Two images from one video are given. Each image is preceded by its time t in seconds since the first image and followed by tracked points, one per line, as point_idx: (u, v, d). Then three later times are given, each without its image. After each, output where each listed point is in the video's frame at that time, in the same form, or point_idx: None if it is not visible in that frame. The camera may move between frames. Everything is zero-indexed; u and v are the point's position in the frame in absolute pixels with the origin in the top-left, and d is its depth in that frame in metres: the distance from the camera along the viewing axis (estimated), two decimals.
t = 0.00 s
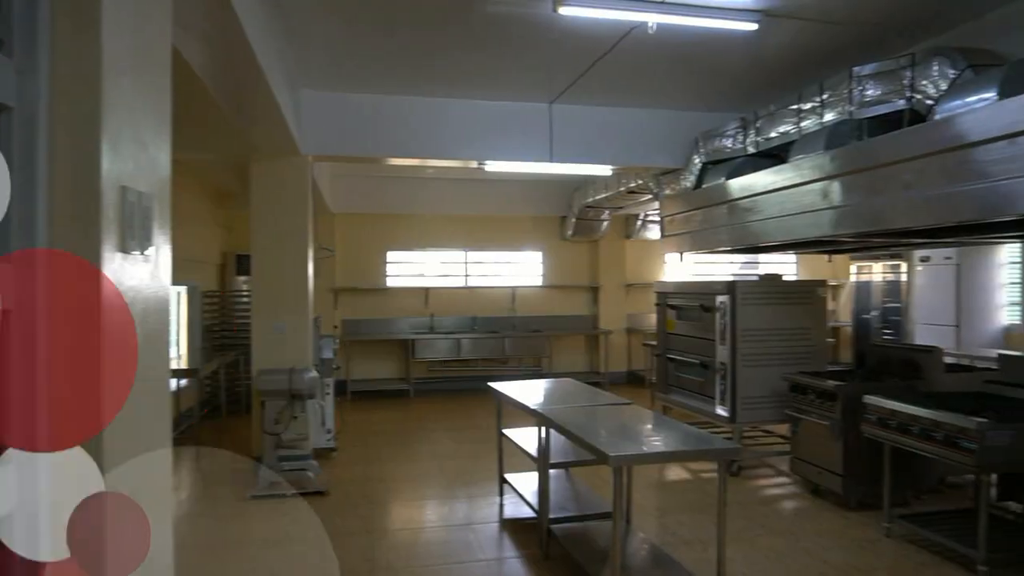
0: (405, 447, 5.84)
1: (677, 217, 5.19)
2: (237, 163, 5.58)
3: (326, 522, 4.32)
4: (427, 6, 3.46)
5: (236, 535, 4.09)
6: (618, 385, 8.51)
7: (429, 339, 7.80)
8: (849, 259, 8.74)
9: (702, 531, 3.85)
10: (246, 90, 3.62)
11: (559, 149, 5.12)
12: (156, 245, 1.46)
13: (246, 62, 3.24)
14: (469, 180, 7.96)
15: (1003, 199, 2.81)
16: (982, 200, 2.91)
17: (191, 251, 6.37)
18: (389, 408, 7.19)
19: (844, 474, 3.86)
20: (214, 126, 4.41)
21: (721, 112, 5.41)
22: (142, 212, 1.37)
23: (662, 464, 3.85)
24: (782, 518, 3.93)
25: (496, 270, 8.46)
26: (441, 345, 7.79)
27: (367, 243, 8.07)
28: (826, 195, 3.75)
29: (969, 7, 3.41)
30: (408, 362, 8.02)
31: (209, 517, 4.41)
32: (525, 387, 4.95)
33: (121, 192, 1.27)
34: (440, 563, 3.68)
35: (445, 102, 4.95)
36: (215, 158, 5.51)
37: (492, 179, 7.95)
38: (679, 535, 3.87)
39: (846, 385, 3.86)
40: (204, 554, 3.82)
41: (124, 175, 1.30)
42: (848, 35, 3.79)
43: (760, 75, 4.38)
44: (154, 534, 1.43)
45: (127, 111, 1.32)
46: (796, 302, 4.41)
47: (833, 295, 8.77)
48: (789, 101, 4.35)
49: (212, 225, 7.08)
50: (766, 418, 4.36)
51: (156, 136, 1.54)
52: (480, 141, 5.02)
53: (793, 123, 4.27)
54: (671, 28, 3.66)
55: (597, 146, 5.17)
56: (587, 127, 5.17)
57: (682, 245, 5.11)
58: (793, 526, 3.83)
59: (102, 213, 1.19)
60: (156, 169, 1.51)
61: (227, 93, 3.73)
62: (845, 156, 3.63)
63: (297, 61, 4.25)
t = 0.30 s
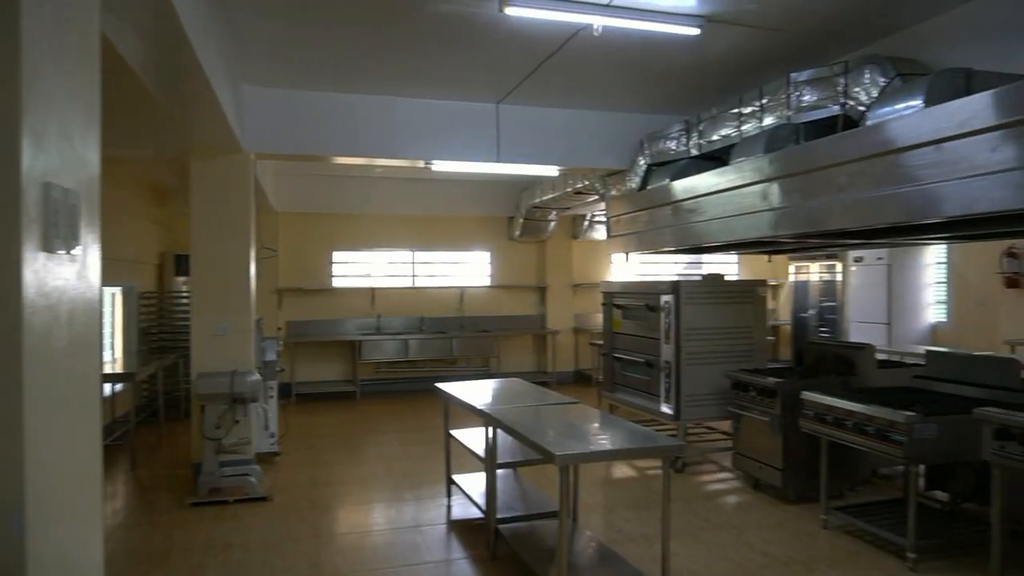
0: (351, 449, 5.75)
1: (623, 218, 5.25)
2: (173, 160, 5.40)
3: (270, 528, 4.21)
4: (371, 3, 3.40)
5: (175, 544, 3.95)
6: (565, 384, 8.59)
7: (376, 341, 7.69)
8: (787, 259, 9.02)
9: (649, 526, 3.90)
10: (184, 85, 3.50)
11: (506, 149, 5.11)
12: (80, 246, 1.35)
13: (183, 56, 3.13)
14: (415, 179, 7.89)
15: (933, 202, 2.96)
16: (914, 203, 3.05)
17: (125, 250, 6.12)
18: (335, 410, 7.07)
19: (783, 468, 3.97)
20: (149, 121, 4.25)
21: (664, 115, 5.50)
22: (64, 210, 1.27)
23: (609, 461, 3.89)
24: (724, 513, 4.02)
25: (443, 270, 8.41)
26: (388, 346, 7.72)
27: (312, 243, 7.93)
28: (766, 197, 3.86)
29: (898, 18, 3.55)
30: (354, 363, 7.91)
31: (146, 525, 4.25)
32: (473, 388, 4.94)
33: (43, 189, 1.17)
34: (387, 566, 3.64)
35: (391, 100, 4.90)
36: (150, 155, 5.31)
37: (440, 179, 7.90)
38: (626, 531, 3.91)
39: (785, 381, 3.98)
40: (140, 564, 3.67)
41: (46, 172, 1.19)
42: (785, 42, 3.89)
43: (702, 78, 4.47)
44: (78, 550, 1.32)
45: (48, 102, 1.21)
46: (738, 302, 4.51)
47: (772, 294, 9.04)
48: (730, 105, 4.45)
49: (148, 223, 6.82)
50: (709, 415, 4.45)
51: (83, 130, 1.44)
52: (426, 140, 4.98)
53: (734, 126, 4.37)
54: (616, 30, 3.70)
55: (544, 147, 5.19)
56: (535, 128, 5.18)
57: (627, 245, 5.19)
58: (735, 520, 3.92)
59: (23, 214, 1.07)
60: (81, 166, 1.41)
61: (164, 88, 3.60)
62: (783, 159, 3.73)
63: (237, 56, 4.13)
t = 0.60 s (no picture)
0: (294, 453, 5.63)
1: (569, 218, 5.29)
2: (105, 154, 5.18)
3: (209, 534, 4.08)
4: None
5: (107, 554, 3.79)
6: (512, 384, 8.61)
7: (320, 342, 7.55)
8: (728, 260, 9.26)
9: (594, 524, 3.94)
10: (118, 77, 3.36)
11: (452, 149, 5.09)
12: None
13: (117, 47, 3.00)
14: (360, 178, 7.79)
15: (865, 205, 3.08)
16: (846, 206, 3.17)
17: (53, 249, 5.85)
18: (277, 413, 6.92)
19: (724, 464, 4.07)
20: (79, 113, 4.06)
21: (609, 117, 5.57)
22: None
23: (555, 460, 3.91)
24: (668, 509, 4.09)
25: (389, 270, 8.33)
26: (333, 347, 7.59)
27: (255, 242, 7.74)
28: (708, 199, 3.95)
29: (832, 28, 3.67)
30: (298, 365, 7.76)
31: (77, 534, 4.07)
32: (418, 388, 4.90)
33: None
34: (330, 571, 3.57)
35: (335, 97, 4.82)
36: (79, 149, 5.08)
37: (387, 178, 7.82)
38: (572, 530, 3.94)
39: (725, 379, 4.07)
40: None
41: None
42: (725, 49, 3.98)
43: (646, 82, 4.54)
44: None
45: None
46: (682, 301, 4.59)
47: (714, 294, 9.26)
48: (673, 109, 4.52)
49: (80, 220, 6.54)
50: (653, 413, 4.52)
51: (4, 123, 1.36)
52: (371, 138, 4.91)
53: (677, 129, 4.44)
54: (562, 32, 3.73)
55: (491, 146, 5.18)
56: (482, 128, 5.18)
57: (574, 245, 5.23)
58: (678, 516, 3.99)
59: None
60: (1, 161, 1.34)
61: (95, 79, 3.45)
62: (724, 162, 3.82)
63: (173, 48, 3.99)
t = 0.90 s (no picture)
0: (236, 457, 5.49)
1: (517, 218, 5.31)
2: (31, 149, 4.95)
3: (146, 543, 3.94)
4: None
5: (36, 567, 3.62)
6: (461, 384, 8.60)
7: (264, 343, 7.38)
8: (673, 259, 9.44)
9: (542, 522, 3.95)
10: (49, 71, 3.21)
11: (399, 148, 5.04)
12: None
13: (46, 40, 2.87)
14: (304, 176, 7.65)
15: (801, 205, 3.18)
16: (784, 207, 3.27)
17: None
18: (219, 417, 6.74)
19: (669, 460, 4.14)
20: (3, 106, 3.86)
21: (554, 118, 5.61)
22: None
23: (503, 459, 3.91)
24: (615, 506, 4.14)
25: (336, 270, 8.21)
26: (278, 348, 7.44)
27: (196, 241, 7.52)
28: (652, 199, 4.01)
29: (769, 34, 3.77)
30: (241, 367, 7.57)
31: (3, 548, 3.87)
32: (364, 389, 4.84)
33: None
34: None
35: (276, 93, 4.72)
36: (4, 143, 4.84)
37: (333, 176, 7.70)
38: (520, 529, 3.95)
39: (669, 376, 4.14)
40: None
41: None
42: (668, 52, 4.05)
43: (592, 83, 4.58)
44: None
45: None
46: (628, 300, 4.66)
47: (660, 293, 9.44)
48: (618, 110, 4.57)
49: (7, 218, 6.23)
50: (600, 411, 4.56)
51: None
52: (315, 136, 4.83)
53: (622, 131, 4.50)
54: (508, 32, 3.73)
55: (438, 145, 5.15)
56: (429, 126, 5.14)
57: (521, 245, 5.24)
58: (625, 512, 4.04)
59: None
60: None
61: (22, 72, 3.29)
62: (667, 163, 3.88)
63: (106, 39, 3.84)
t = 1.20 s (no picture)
0: (174, 462, 5.33)
1: (464, 217, 5.31)
2: None
3: (76, 553, 3.78)
4: None
5: None
6: (409, 385, 8.55)
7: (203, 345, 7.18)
8: (619, 259, 9.57)
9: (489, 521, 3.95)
10: None
11: (344, 146, 4.98)
12: None
13: None
14: (247, 173, 7.48)
15: (740, 207, 3.27)
16: (724, 208, 3.35)
17: None
18: (157, 421, 6.53)
19: (614, 458, 4.19)
20: None
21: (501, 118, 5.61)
22: None
23: (450, 459, 3.89)
24: (561, 504, 4.17)
25: (281, 269, 8.06)
26: (220, 350, 7.25)
27: (133, 240, 7.28)
28: (597, 200, 4.05)
29: (709, 40, 3.85)
30: (180, 369, 7.36)
31: None
32: (308, 391, 4.77)
33: None
34: None
35: (217, 88, 4.60)
36: None
37: (277, 173, 7.54)
38: (466, 528, 3.94)
39: (614, 374, 4.18)
40: None
41: None
42: (612, 55, 4.10)
43: (538, 83, 4.61)
44: None
45: None
46: (574, 300, 4.70)
47: (607, 293, 9.57)
48: (565, 111, 4.61)
49: None
50: (547, 410, 4.59)
51: None
52: (258, 133, 4.73)
53: (568, 132, 4.54)
54: (455, 31, 3.72)
55: (384, 143, 5.11)
56: (374, 124, 5.09)
57: (468, 244, 5.24)
58: (571, 510, 4.08)
59: None
60: None
61: None
62: (611, 164, 3.93)
63: (33, 28, 3.67)
